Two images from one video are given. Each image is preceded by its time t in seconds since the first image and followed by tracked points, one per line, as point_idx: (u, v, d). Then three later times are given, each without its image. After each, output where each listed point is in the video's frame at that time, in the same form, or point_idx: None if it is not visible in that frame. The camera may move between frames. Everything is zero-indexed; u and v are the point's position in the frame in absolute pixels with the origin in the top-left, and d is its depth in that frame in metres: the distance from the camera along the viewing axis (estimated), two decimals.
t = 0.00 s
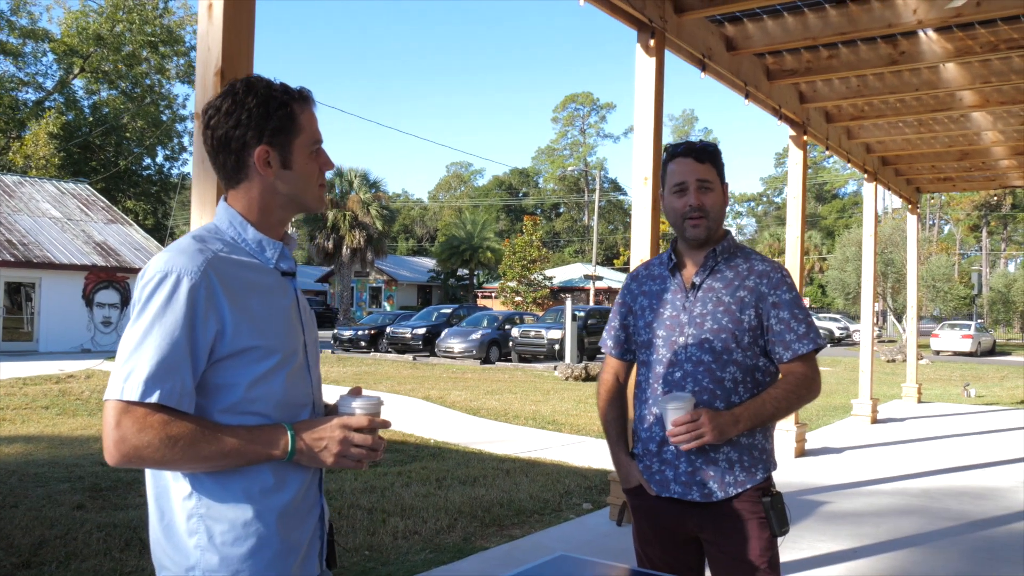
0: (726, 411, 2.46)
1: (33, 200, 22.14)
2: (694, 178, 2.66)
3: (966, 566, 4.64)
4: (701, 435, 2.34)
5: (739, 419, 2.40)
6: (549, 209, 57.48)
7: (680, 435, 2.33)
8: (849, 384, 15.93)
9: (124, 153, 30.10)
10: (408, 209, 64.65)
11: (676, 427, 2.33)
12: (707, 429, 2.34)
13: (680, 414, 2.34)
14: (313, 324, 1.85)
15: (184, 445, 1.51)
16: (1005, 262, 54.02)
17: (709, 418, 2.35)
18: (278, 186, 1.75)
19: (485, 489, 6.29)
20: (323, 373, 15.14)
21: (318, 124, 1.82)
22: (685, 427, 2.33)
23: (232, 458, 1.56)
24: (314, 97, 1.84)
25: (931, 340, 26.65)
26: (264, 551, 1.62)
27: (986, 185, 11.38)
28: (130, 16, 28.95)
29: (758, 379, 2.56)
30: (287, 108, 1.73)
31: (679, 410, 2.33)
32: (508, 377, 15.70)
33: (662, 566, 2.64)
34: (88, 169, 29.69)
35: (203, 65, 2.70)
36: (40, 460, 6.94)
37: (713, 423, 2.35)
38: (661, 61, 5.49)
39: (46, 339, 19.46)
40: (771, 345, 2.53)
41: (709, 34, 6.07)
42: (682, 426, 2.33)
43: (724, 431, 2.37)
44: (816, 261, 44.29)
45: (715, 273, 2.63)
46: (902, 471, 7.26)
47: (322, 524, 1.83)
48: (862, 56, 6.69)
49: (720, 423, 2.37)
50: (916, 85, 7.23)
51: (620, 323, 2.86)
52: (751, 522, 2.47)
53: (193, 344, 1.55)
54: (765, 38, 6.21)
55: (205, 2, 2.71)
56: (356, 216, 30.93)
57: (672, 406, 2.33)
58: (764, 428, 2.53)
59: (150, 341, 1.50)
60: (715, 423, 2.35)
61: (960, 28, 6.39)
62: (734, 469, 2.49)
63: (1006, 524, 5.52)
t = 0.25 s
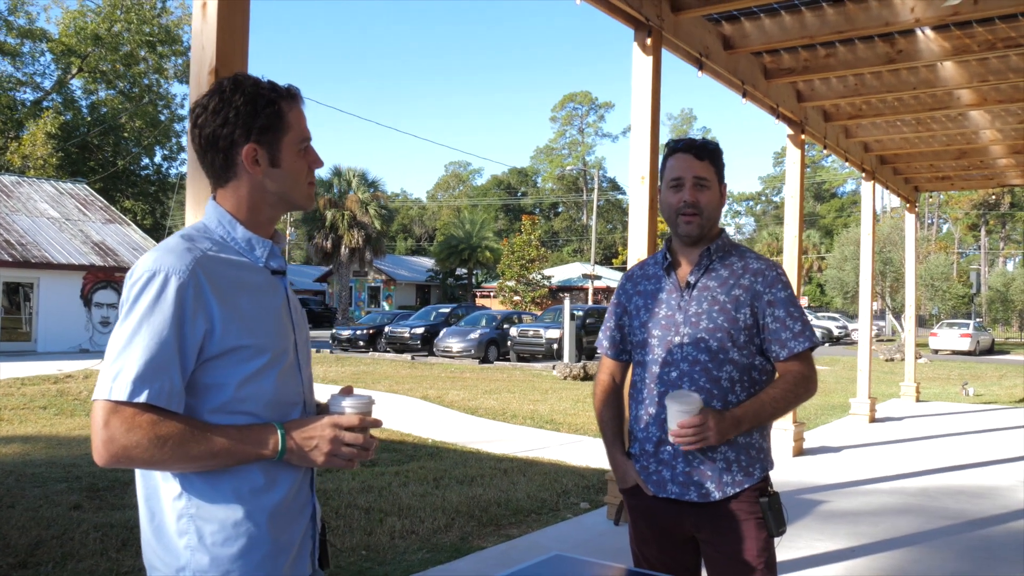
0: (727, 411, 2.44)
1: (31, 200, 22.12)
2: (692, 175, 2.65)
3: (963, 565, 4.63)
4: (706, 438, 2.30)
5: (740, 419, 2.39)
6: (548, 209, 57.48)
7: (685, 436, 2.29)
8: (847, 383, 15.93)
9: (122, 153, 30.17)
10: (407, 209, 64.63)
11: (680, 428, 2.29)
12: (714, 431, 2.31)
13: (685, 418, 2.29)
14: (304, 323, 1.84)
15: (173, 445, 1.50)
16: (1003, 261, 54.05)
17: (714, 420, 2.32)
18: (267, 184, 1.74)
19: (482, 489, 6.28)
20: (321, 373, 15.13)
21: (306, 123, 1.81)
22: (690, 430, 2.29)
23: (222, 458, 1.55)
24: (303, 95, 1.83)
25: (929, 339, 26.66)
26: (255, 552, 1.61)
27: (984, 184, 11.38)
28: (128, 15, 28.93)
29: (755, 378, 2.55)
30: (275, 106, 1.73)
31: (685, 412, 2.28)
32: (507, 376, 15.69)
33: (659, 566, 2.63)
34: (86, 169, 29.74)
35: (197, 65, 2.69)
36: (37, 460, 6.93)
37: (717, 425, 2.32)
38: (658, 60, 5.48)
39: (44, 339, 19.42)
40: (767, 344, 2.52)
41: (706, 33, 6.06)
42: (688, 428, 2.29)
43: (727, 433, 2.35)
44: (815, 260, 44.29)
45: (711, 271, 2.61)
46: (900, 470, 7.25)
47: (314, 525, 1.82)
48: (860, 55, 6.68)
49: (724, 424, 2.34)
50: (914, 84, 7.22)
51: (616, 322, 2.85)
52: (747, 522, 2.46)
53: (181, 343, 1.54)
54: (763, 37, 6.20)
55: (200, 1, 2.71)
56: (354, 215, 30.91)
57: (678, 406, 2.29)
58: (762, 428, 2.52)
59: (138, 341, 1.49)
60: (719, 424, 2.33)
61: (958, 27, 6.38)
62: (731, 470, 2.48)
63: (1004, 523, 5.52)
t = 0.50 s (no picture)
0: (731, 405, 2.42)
1: (29, 200, 22.10)
2: (685, 174, 2.64)
3: (961, 564, 4.63)
4: (718, 426, 2.27)
5: (749, 411, 2.36)
6: (547, 208, 57.49)
7: (698, 424, 2.26)
8: (845, 382, 15.95)
9: (121, 153, 30.17)
10: (405, 209, 64.62)
11: (694, 414, 2.26)
12: (725, 421, 2.28)
13: (698, 403, 2.27)
14: (296, 323, 1.84)
15: (165, 445, 1.50)
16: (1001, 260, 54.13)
17: (726, 409, 2.29)
18: (257, 184, 1.74)
19: (480, 489, 6.28)
20: (320, 373, 15.13)
21: (297, 122, 1.80)
22: (704, 417, 2.26)
23: (213, 458, 1.55)
24: (293, 95, 1.82)
25: (928, 338, 26.68)
26: (247, 552, 1.61)
27: (982, 183, 11.38)
28: (126, 16, 28.91)
29: (750, 377, 2.54)
30: (264, 106, 1.72)
31: (698, 398, 2.26)
32: (505, 376, 15.69)
33: (654, 566, 2.63)
34: (84, 170, 29.75)
35: (192, 65, 2.67)
36: (34, 462, 6.92)
37: (730, 416, 2.29)
38: (655, 60, 5.48)
39: (42, 340, 19.41)
40: (763, 343, 2.52)
41: (703, 32, 6.06)
42: (701, 414, 2.26)
43: (736, 425, 2.31)
44: (814, 260, 44.28)
45: (706, 270, 2.60)
46: (899, 469, 7.26)
47: (307, 526, 1.82)
48: (857, 54, 6.68)
49: (734, 414, 2.31)
50: (911, 83, 7.22)
51: (612, 322, 2.85)
52: (742, 521, 2.46)
53: (172, 343, 1.54)
54: (760, 36, 6.20)
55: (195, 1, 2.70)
56: (353, 215, 30.87)
57: (691, 391, 2.27)
58: (757, 427, 2.51)
59: (129, 341, 1.49)
60: (732, 416, 2.30)
61: (954, 26, 6.37)
62: (726, 468, 2.47)
63: (1002, 522, 5.52)
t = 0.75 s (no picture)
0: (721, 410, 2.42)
1: (26, 201, 22.06)
2: (676, 178, 2.63)
3: (958, 565, 4.63)
4: (706, 434, 2.27)
5: (738, 419, 2.36)
6: (545, 209, 57.49)
7: (686, 435, 2.26)
8: (843, 383, 15.96)
9: (119, 154, 30.10)
10: (403, 210, 64.57)
11: (680, 426, 2.27)
12: (713, 429, 2.28)
13: (684, 415, 2.28)
14: (292, 324, 1.84)
15: (159, 447, 1.49)
16: (998, 261, 54.22)
17: (712, 418, 2.29)
18: (251, 185, 1.73)
19: (478, 490, 6.27)
20: (317, 374, 15.11)
21: (290, 123, 1.80)
22: (691, 428, 2.25)
23: (208, 459, 1.54)
24: (287, 97, 1.82)
25: (925, 338, 26.73)
26: (241, 553, 1.61)
27: (979, 184, 11.40)
28: (123, 17, 28.88)
29: (745, 379, 2.54)
30: (257, 107, 1.72)
31: (683, 410, 2.26)
32: (503, 377, 15.68)
33: (649, 567, 2.63)
34: (82, 171, 29.69)
35: (189, 66, 2.68)
36: (31, 463, 6.90)
37: (718, 425, 2.29)
38: (652, 61, 5.48)
39: (40, 341, 19.38)
40: (758, 345, 2.51)
41: (700, 33, 6.06)
42: (688, 426, 2.26)
43: (725, 432, 2.30)
44: (811, 260, 44.31)
45: (702, 272, 2.60)
46: (896, 470, 7.26)
47: (302, 527, 1.81)
48: (854, 55, 6.69)
49: (722, 422, 2.30)
50: (908, 84, 7.23)
51: (609, 322, 2.85)
52: (736, 523, 2.45)
53: (166, 343, 1.54)
54: (757, 37, 6.20)
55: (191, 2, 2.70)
56: (350, 217, 30.86)
57: (675, 404, 2.28)
58: (752, 429, 2.51)
59: (123, 342, 1.49)
60: (718, 424, 2.29)
61: (951, 27, 6.39)
62: (720, 470, 2.47)
63: (1000, 523, 5.52)
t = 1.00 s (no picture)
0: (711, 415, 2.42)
1: (24, 201, 22.05)
2: (675, 173, 2.63)
3: (955, 563, 4.64)
4: (684, 443, 2.28)
5: (722, 423, 2.37)
6: (543, 208, 57.50)
7: (663, 443, 2.26)
8: (841, 382, 15.98)
9: (117, 154, 30.06)
10: (401, 209, 64.59)
11: (659, 434, 2.26)
12: (692, 434, 2.29)
13: (662, 423, 2.27)
14: (289, 323, 1.83)
15: (156, 446, 1.49)
16: (996, 260, 54.28)
17: (692, 424, 2.30)
18: (248, 184, 1.73)
19: (476, 489, 6.27)
20: (316, 374, 15.12)
21: (287, 121, 1.80)
22: (668, 437, 2.26)
23: (206, 458, 1.54)
24: (283, 95, 1.82)
25: (923, 337, 26.77)
26: (239, 552, 1.61)
27: (977, 183, 11.41)
28: (121, 16, 28.84)
29: (742, 378, 2.53)
30: (254, 106, 1.72)
31: (662, 419, 2.26)
32: (502, 376, 15.70)
33: (646, 565, 2.63)
34: (79, 170, 29.66)
35: (187, 65, 2.68)
36: (30, 463, 6.90)
37: (697, 430, 2.30)
38: (650, 59, 5.47)
39: (38, 341, 19.36)
40: (754, 344, 2.51)
41: (698, 33, 6.06)
42: (665, 435, 2.26)
43: (707, 439, 2.33)
44: (810, 260, 44.34)
45: (699, 271, 2.60)
46: (894, 468, 7.27)
47: (300, 526, 1.81)
48: (851, 54, 6.68)
49: (702, 427, 2.32)
50: (905, 83, 7.23)
51: (607, 321, 2.85)
52: (733, 521, 2.46)
53: (163, 342, 1.54)
54: (755, 36, 6.20)
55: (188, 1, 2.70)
56: (349, 216, 30.88)
57: (653, 412, 2.27)
58: (749, 428, 2.50)
59: (119, 341, 1.49)
60: (699, 428, 2.31)
61: (949, 26, 6.39)
62: (717, 470, 2.47)
63: (998, 521, 5.53)
